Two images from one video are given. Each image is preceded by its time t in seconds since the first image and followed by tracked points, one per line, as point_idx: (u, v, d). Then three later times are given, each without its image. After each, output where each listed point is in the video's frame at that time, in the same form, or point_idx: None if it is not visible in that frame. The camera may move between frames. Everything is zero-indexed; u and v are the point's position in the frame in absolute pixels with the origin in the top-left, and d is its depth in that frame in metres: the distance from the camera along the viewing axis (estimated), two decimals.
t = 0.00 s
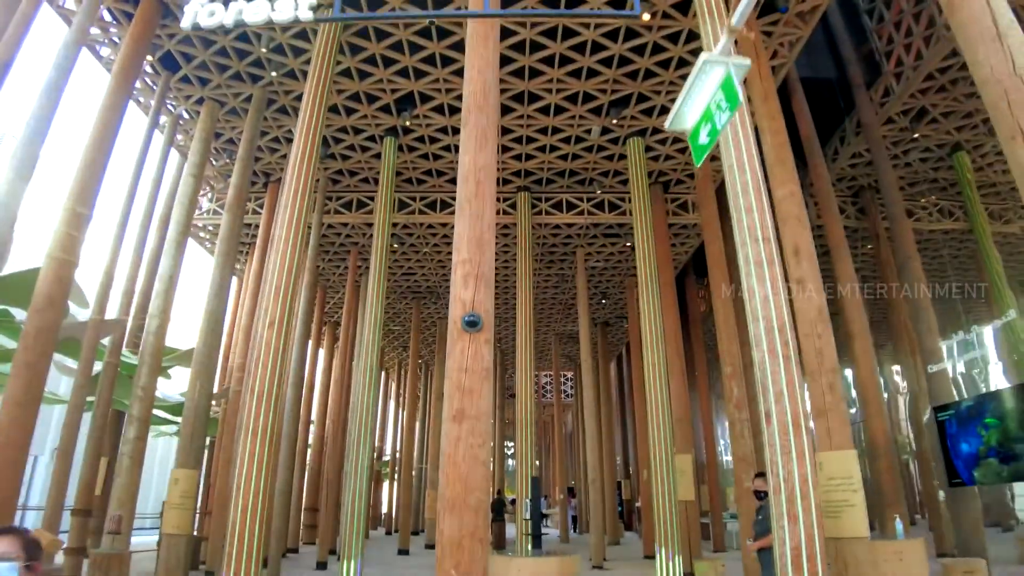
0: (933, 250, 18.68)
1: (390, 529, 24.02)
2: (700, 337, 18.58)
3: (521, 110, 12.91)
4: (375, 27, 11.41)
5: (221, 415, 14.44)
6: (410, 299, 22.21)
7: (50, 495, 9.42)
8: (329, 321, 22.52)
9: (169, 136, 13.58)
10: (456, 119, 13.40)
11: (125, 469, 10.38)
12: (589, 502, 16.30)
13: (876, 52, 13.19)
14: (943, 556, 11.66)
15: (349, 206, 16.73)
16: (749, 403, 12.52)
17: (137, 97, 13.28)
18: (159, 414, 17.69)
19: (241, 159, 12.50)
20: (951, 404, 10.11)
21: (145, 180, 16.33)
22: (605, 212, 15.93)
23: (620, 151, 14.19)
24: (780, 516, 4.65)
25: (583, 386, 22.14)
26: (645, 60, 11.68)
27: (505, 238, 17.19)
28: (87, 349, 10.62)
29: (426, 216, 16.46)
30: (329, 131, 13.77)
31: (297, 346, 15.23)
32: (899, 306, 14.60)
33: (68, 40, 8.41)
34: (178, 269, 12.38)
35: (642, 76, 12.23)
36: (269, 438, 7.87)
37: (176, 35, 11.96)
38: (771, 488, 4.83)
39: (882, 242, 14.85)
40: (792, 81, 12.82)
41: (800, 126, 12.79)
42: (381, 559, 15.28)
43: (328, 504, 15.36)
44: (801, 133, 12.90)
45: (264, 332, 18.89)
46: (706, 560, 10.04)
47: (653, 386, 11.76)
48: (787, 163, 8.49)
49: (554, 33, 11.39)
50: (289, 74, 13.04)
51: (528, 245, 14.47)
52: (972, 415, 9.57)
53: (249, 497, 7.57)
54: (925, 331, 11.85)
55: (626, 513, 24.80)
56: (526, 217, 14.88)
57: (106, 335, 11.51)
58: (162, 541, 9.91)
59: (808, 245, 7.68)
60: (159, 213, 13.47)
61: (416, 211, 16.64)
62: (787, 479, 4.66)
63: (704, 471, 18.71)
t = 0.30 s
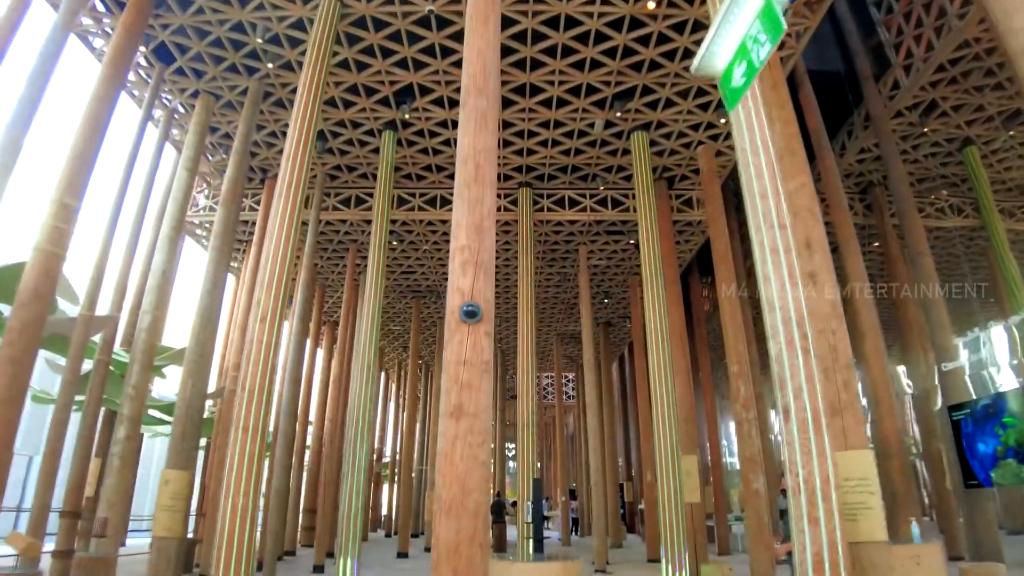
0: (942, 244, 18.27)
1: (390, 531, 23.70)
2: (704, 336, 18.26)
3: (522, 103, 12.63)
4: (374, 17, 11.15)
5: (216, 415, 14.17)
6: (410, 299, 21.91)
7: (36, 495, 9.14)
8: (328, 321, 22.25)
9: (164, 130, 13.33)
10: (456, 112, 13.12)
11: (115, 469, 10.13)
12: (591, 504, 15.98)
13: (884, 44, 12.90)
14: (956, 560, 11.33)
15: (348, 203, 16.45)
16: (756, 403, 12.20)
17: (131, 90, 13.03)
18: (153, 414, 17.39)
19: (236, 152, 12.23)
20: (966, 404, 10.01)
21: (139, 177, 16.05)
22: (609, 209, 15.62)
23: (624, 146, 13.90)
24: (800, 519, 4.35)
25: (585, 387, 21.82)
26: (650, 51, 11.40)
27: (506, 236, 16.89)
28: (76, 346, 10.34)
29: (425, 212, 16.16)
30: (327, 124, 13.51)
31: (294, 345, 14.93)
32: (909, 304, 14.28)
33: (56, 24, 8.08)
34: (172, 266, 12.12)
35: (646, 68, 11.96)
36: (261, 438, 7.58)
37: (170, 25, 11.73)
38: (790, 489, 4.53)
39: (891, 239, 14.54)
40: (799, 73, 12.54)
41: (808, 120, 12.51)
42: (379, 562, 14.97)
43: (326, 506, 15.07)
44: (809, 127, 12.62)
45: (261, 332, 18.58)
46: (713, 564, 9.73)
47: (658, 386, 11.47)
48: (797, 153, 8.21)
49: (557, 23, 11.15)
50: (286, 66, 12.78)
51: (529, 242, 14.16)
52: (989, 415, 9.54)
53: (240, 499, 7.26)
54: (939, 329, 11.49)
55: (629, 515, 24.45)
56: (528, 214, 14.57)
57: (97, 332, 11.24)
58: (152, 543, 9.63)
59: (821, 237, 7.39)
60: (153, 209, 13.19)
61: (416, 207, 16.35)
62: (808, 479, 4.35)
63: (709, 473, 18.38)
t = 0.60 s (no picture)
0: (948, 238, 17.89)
1: (388, 532, 23.42)
2: (705, 335, 17.98)
3: (521, 95, 12.38)
4: (368, 6, 10.92)
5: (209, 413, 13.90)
6: (407, 296, 21.63)
7: (19, 495, 8.87)
8: (324, 319, 21.99)
9: (156, 122, 13.10)
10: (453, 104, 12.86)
11: (101, 468, 9.89)
12: (592, 505, 15.70)
13: (889, 36, 12.63)
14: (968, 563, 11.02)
15: (344, 198, 16.19)
16: (760, 401, 11.92)
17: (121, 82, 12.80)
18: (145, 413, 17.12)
19: (228, 145, 11.96)
20: (977, 400, 9.82)
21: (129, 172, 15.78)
22: (609, 204, 15.35)
23: (624, 140, 13.64)
24: (812, 519, 4.08)
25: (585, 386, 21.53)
26: (651, 41, 11.16)
27: (504, 232, 16.62)
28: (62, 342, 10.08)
29: (422, 208, 15.88)
30: (322, 117, 13.28)
31: (287, 342, 14.65)
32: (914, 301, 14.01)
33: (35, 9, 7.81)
34: (161, 260, 11.86)
35: (647, 59, 11.72)
36: (248, 436, 7.31)
37: (161, 14, 11.52)
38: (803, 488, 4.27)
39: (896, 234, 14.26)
40: (803, 65, 12.29)
41: (812, 112, 12.25)
42: (376, 563, 14.67)
43: (322, 506, 14.78)
44: (813, 119, 12.36)
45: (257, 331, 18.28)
46: (716, 566, 9.46)
47: (659, 383, 11.20)
48: (804, 142, 7.95)
49: (556, 12, 10.92)
50: (279, 57, 12.54)
51: (528, 237, 13.89)
52: (1001, 412, 9.32)
53: (226, 500, 6.98)
54: (945, 324, 11.06)
55: (630, 516, 24.15)
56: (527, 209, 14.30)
57: (85, 328, 11.00)
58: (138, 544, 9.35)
59: (829, 227, 7.12)
60: (144, 204, 12.93)
61: (412, 203, 16.07)
62: (823, 477, 4.07)
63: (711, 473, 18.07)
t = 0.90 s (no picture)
0: (952, 231, 17.58)
1: (384, 532, 23.14)
2: (706, 332, 17.66)
3: (516, 84, 12.09)
4: None
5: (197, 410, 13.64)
6: (403, 293, 21.30)
7: None
8: (319, 317, 21.67)
9: (144, 112, 12.86)
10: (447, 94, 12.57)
11: (81, 465, 9.67)
12: (589, 504, 15.42)
13: (893, 24, 12.33)
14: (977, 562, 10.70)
15: (337, 191, 15.89)
16: (762, 397, 11.60)
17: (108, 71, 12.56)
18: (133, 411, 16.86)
19: (215, 134, 11.68)
20: (988, 394, 9.42)
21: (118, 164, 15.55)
22: (607, 197, 15.01)
23: (622, 131, 13.34)
24: (824, 516, 3.75)
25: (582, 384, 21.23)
26: (649, 27, 10.87)
27: (501, 226, 16.30)
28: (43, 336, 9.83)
29: (417, 202, 15.57)
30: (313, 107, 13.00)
31: (278, 338, 14.36)
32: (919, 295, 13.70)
33: None
34: (147, 252, 11.61)
35: (645, 46, 11.43)
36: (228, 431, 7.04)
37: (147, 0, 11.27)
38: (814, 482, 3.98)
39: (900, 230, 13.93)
40: (805, 52, 11.98)
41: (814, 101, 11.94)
42: (369, 564, 14.35)
43: (313, 506, 14.48)
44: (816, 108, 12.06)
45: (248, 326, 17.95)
46: (717, 566, 9.15)
47: (658, 378, 10.90)
48: (809, 125, 7.63)
49: None
50: (268, 45, 12.24)
51: (524, 231, 13.58)
52: (1013, 406, 8.92)
53: (205, 497, 6.68)
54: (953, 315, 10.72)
55: (628, 516, 23.87)
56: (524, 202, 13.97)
57: (68, 321, 10.77)
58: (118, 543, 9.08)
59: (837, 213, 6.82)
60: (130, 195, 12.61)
61: (407, 196, 15.76)
62: (835, 469, 3.75)
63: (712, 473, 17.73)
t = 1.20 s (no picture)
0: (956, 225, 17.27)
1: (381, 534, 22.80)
2: (706, 329, 17.33)
3: (512, 73, 11.79)
4: None
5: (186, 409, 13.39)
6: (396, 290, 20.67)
7: None
8: (314, 314, 21.36)
9: (131, 103, 12.58)
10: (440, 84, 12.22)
11: (62, 464, 9.43)
12: (588, 504, 15.11)
13: (897, 12, 12.01)
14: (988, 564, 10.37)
15: (329, 186, 15.59)
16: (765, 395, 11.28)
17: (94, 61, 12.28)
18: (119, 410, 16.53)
19: (202, 124, 11.37)
20: (999, 390, 8.95)
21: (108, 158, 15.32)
22: (605, 191, 14.69)
23: (620, 122, 13.03)
24: (838, 516, 3.43)
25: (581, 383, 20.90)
26: (647, 14, 10.57)
27: (497, 221, 15.95)
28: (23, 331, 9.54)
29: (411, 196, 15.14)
30: (304, 97, 12.72)
31: (270, 334, 14.05)
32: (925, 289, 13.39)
33: None
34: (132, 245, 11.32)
35: (644, 34, 11.13)
36: (207, 427, 6.76)
37: None
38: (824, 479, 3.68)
39: (905, 225, 13.59)
40: (807, 40, 11.67)
41: (817, 90, 11.62)
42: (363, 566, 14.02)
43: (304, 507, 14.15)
44: (819, 98, 11.73)
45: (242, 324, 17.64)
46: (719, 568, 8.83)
47: (657, 374, 10.58)
48: (814, 108, 7.30)
49: None
50: (257, 34, 11.94)
51: (520, 224, 13.24)
52: None
53: (181, 497, 6.36)
54: (960, 308, 10.37)
55: (628, 516, 23.55)
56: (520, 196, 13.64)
57: (51, 315, 10.53)
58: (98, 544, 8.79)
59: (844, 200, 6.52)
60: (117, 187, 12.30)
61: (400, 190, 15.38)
62: (850, 468, 3.43)
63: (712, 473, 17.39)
